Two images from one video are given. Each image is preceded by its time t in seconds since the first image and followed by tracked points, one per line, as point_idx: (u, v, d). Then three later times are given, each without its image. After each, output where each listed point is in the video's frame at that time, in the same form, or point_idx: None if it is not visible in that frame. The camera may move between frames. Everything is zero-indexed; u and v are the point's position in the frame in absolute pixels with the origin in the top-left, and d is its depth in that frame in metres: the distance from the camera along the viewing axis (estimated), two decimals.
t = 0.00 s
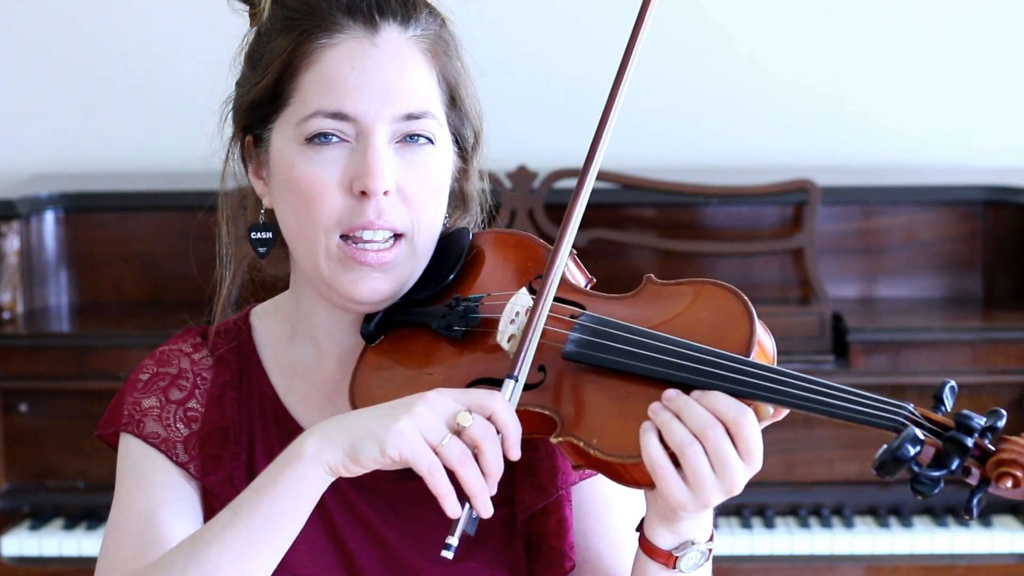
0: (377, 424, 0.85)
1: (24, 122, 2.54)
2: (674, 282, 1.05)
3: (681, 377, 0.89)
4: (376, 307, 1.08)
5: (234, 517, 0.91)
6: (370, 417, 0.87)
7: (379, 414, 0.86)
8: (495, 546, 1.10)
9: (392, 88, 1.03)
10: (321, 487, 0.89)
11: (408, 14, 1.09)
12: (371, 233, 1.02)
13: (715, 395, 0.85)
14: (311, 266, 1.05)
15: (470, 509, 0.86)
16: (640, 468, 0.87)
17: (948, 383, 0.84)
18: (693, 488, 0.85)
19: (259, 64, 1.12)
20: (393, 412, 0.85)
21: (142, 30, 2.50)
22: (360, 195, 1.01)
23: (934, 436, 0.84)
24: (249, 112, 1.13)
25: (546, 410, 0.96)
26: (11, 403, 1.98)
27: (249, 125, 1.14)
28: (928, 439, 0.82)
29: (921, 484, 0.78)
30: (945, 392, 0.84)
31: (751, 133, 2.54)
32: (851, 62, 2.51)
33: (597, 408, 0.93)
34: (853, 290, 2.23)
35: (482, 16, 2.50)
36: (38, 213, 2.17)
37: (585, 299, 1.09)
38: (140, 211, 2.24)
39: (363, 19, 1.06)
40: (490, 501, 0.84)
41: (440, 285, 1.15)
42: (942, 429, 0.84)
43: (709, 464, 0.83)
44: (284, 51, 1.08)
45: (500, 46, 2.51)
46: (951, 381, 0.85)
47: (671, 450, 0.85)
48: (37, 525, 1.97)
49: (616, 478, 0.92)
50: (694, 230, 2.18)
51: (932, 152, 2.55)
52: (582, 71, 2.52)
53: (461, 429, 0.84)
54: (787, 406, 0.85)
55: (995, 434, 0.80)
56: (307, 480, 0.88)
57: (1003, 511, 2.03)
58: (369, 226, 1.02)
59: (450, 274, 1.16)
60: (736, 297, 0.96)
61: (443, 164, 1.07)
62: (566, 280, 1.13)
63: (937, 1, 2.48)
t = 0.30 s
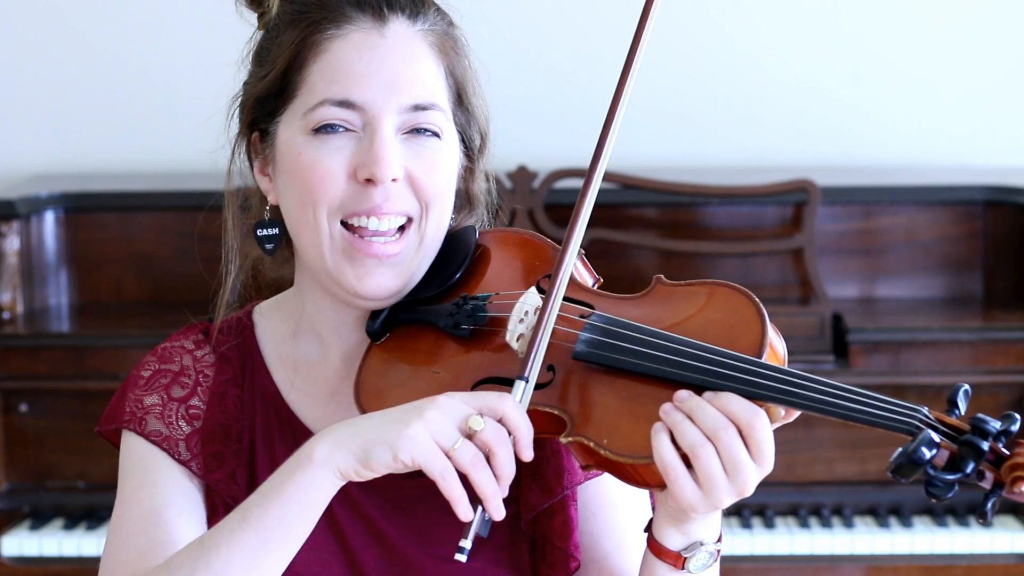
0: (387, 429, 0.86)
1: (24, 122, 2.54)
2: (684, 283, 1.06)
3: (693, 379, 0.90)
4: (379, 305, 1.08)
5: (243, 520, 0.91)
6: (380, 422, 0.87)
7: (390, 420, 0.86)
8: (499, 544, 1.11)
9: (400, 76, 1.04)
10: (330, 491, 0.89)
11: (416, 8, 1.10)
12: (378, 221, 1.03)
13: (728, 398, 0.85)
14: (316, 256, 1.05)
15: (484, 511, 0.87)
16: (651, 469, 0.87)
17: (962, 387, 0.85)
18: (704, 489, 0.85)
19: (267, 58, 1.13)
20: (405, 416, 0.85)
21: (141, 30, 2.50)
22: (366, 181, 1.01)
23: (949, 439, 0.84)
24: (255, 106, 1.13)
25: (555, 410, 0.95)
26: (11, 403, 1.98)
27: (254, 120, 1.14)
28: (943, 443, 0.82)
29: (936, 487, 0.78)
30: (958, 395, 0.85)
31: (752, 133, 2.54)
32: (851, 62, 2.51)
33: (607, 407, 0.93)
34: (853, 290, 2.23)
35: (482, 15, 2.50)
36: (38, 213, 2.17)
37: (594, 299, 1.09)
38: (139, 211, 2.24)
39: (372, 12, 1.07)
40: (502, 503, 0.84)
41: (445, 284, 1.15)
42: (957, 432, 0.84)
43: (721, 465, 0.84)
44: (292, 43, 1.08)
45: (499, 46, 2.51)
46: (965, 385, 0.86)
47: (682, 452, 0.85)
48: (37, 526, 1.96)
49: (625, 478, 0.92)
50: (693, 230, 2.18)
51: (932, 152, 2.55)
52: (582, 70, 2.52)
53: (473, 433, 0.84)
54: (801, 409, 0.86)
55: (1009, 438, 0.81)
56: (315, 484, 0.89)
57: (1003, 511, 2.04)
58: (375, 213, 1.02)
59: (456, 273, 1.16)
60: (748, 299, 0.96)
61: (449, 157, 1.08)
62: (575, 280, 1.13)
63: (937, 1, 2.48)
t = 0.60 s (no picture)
0: (391, 429, 0.86)
1: (23, 122, 2.54)
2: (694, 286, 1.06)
3: (704, 381, 0.90)
4: (381, 295, 1.07)
5: (249, 527, 0.91)
6: (385, 424, 0.87)
7: (395, 420, 0.86)
8: (504, 546, 1.11)
9: (410, 65, 1.06)
10: (337, 496, 0.89)
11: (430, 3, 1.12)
12: (384, 208, 1.02)
13: (741, 400, 0.85)
14: (321, 242, 1.04)
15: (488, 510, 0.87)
16: (662, 471, 0.87)
17: (977, 392, 0.86)
18: (716, 491, 0.85)
19: (278, 51, 1.14)
20: (409, 416, 0.86)
21: (139, 29, 2.50)
22: (373, 167, 1.01)
23: (965, 444, 0.83)
24: (265, 97, 1.15)
25: (565, 411, 0.95)
26: (11, 403, 1.97)
27: (264, 111, 1.16)
28: (960, 447, 0.81)
29: (951, 491, 0.77)
30: (974, 401, 0.85)
31: (751, 134, 2.55)
32: (851, 62, 2.52)
33: (617, 408, 0.93)
34: (853, 291, 2.23)
35: (481, 15, 2.50)
36: (38, 213, 2.17)
37: (604, 300, 1.10)
38: (139, 211, 2.24)
39: (384, 4, 1.09)
40: (506, 503, 0.84)
41: (450, 283, 1.15)
42: (972, 437, 0.84)
43: (735, 469, 0.84)
44: (304, 35, 1.10)
45: (499, 46, 2.51)
46: (978, 389, 0.86)
47: (696, 454, 0.85)
48: (37, 525, 1.96)
49: (633, 479, 0.92)
50: (693, 230, 2.18)
51: (932, 152, 2.55)
52: (581, 70, 2.52)
53: (478, 430, 0.84)
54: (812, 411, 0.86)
55: None
56: (320, 491, 0.89)
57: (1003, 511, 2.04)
58: (381, 197, 1.01)
59: (462, 273, 1.16)
60: (761, 303, 0.97)
61: (458, 150, 1.08)
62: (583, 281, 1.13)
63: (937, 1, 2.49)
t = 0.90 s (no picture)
0: (396, 440, 0.86)
1: (23, 122, 2.54)
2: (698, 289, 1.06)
3: (709, 385, 0.90)
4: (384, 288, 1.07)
5: (254, 537, 0.91)
6: (389, 436, 0.87)
7: (399, 431, 0.87)
8: (506, 548, 1.11)
9: (423, 68, 1.06)
10: (341, 513, 0.89)
11: (447, 12, 1.12)
12: (389, 212, 1.02)
13: (745, 404, 0.85)
14: (325, 241, 1.04)
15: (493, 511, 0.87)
16: (666, 474, 0.87)
17: (981, 397, 0.85)
18: (719, 495, 0.85)
19: (293, 47, 1.14)
20: (412, 426, 0.86)
21: (139, 29, 2.49)
22: (379, 167, 1.01)
23: (968, 450, 0.84)
24: (277, 93, 1.15)
25: (568, 412, 0.95)
26: (11, 403, 1.97)
27: (274, 107, 1.16)
28: (963, 453, 0.82)
29: (954, 497, 0.78)
30: (976, 407, 0.85)
31: (752, 134, 2.55)
32: (851, 62, 2.52)
33: (620, 410, 0.93)
34: (853, 290, 2.23)
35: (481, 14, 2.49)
36: (38, 213, 2.17)
37: (607, 302, 1.10)
38: (139, 211, 2.24)
39: (400, 11, 1.09)
40: (513, 503, 0.84)
41: (453, 284, 1.16)
42: (975, 442, 0.85)
43: (737, 472, 0.84)
44: (318, 34, 1.10)
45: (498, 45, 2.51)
46: (982, 395, 0.86)
47: (699, 457, 0.85)
48: (37, 525, 1.96)
49: (636, 481, 0.92)
50: (693, 230, 2.18)
51: (932, 152, 2.55)
52: (581, 70, 2.52)
53: (483, 433, 0.84)
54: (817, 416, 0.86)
55: None
56: (327, 507, 0.88)
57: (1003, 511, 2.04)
58: (387, 198, 1.02)
59: (466, 274, 1.17)
60: (764, 306, 0.97)
61: (467, 155, 1.08)
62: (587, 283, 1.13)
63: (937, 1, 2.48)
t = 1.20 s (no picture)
0: (404, 447, 0.86)
1: (23, 122, 2.54)
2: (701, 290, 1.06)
3: (714, 388, 0.90)
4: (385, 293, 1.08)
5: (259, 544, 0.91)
6: (395, 443, 0.87)
7: (406, 437, 0.87)
8: (509, 549, 1.11)
9: (418, 71, 1.06)
10: (349, 516, 0.89)
11: (441, 12, 1.12)
12: (388, 215, 1.03)
13: (749, 407, 0.86)
14: (324, 246, 1.04)
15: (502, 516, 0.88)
16: (670, 476, 0.87)
17: (986, 400, 0.86)
18: (724, 497, 0.85)
19: (288, 50, 1.14)
20: (419, 433, 0.86)
21: (138, 29, 2.49)
22: (377, 172, 1.02)
23: (972, 452, 0.85)
24: (273, 97, 1.15)
25: (572, 415, 0.95)
26: (11, 403, 1.97)
27: (272, 111, 1.15)
28: (967, 456, 0.82)
29: (958, 499, 0.79)
30: (981, 409, 0.86)
31: (752, 133, 2.55)
32: (850, 62, 2.52)
33: (625, 413, 0.93)
34: (853, 291, 2.24)
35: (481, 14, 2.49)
36: (38, 213, 2.17)
37: (611, 304, 1.10)
38: (140, 211, 2.23)
39: (393, 13, 1.09)
40: (521, 508, 0.85)
41: (457, 285, 1.16)
42: (979, 445, 0.85)
43: (742, 475, 0.84)
44: (313, 38, 1.10)
45: (499, 44, 2.51)
46: (987, 397, 0.87)
47: (703, 460, 0.85)
48: (37, 526, 1.96)
49: (642, 484, 0.92)
50: (694, 230, 2.18)
51: (932, 152, 2.55)
52: (581, 70, 2.52)
53: (490, 440, 0.85)
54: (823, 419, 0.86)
55: None
56: (334, 511, 0.89)
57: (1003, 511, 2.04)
58: (385, 204, 1.02)
59: (470, 275, 1.17)
60: (768, 308, 0.97)
61: (465, 156, 1.08)
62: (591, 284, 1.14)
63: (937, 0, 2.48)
